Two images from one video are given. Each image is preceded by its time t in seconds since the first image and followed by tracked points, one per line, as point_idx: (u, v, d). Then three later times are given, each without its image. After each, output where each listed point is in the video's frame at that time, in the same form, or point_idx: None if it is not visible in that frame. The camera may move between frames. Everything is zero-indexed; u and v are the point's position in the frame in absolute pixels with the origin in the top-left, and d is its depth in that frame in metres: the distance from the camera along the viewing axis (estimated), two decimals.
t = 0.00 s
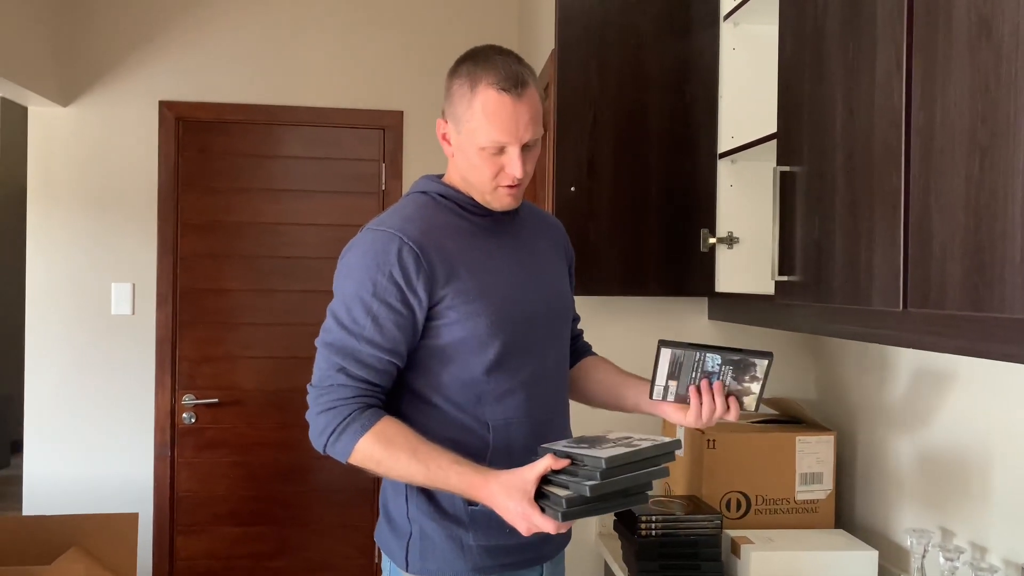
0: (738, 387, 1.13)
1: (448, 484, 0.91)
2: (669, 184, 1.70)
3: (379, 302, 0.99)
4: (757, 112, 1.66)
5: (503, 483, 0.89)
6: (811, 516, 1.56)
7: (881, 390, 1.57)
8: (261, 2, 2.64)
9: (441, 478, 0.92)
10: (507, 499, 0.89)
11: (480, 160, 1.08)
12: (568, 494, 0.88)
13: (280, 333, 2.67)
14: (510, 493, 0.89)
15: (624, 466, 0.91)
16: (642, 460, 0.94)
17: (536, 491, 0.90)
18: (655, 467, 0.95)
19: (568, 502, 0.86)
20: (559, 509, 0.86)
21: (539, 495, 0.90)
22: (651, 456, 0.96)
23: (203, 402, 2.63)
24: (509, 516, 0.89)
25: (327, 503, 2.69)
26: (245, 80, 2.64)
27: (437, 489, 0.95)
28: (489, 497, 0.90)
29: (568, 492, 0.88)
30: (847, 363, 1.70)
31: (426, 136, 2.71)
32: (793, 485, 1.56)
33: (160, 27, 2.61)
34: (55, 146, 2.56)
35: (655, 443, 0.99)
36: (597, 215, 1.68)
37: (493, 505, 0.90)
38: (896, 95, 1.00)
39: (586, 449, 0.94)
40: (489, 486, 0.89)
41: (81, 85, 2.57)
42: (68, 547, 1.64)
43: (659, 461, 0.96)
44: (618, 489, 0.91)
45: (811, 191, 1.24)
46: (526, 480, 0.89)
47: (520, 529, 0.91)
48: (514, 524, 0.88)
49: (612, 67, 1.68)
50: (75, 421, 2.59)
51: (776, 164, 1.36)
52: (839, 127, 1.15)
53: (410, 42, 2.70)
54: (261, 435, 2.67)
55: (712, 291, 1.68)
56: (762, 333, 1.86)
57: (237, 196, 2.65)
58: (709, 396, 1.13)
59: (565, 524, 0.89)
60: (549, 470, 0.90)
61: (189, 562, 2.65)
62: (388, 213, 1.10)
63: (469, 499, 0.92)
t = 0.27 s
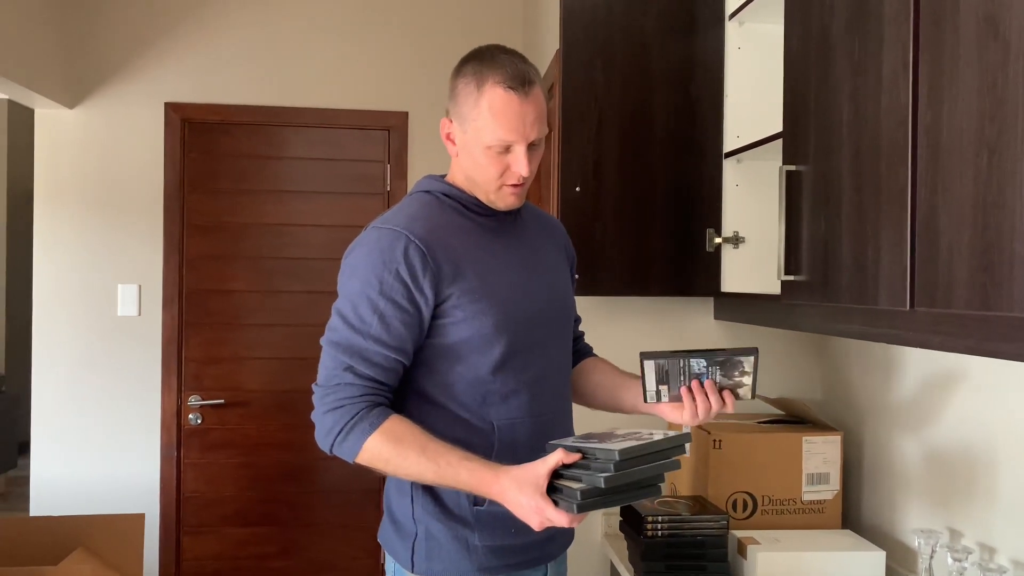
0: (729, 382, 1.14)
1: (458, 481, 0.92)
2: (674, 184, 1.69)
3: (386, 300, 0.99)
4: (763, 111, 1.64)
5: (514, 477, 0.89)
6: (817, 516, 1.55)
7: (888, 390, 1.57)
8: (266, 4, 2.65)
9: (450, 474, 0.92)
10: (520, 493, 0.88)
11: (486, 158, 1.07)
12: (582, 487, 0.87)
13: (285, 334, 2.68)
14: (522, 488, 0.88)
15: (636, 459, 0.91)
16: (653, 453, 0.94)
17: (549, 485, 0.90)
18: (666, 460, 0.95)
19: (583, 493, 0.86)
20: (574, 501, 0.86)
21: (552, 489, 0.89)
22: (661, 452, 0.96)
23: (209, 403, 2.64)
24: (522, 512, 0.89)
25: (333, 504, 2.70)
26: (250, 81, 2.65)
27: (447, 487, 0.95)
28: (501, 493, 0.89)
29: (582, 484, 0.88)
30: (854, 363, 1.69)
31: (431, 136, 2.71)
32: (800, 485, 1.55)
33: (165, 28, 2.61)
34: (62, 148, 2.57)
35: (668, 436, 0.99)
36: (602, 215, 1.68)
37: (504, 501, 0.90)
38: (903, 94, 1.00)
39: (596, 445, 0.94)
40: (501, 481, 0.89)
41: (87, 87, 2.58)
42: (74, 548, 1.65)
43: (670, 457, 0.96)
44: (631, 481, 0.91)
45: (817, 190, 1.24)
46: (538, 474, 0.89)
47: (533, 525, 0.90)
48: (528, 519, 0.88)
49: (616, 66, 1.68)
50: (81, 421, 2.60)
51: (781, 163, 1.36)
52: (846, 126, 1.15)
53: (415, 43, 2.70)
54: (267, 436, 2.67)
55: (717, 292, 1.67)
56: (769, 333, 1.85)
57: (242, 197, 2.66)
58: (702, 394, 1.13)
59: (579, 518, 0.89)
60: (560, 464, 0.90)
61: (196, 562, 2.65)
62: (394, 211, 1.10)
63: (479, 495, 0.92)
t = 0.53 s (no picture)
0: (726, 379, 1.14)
1: (460, 482, 0.92)
2: (676, 184, 1.69)
3: (388, 300, 1.00)
4: (767, 110, 1.64)
5: (517, 477, 0.89)
6: (822, 516, 1.55)
7: (892, 390, 1.56)
8: (269, 4, 2.65)
9: (453, 475, 0.92)
10: (524, 493, 0.88)
11: (490, 157, 1.07)
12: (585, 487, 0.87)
13: (290, 334, 2.68)
14: (526, 488, 0.88)
15: (640, 461, 0.92)
16: (657, 455, 0.94)
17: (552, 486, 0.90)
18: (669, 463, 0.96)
19: (587, 494, 0.86)
20: (578, 502, 0.86)
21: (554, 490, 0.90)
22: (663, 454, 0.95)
23: (213, 403, 2.65)
24: (524, 514, 0.89)
25: (337, 504, 2.70)
26: (253, 81, 2.65)
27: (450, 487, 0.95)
28: (504, 494, 0.89)
29: (586, 485, 0.88)
30: (858, 362, 1.69)
31: (434, 136, 2.72)
32: (804, 484, 1.55)
33: (169, 29, 2.62)
34: (66, 149, 2.58)
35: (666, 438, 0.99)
36: (606, 214, 1.68)
37: (506, 502, 0.90)
38: (907, 92, 0.99)
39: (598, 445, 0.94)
40: (503, 480, 0.89)
41: (91, 88, 2.58)
42: (80, 547, 1.66)
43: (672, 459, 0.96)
44: (634, 483, 0.91)
45: (821, 190, 1.23)
46: (542, 475, 0.89)
47: (534, 526, 0.91)
48: (530, 519, 0.88)
49: (619, 66, 1.68)
50: (86, 422, 2.61)
51: (785, 161, 1.35)
52: (849, 125, 1.14)
53: (419, 43, 2.71)
54: (271, 436, 2.68)
55: (721, 291, 1.67)
56: (773, 332, 1.85)
57: (246, 197, 2.67)
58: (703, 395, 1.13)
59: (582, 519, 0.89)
60: (563, 465, 0.90)
61: (200, 562, 2.66)
62: (395, 211, 1.10)
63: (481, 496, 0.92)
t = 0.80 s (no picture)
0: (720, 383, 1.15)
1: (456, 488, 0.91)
2: (678, 182, 1.69)
3: (385, 301, 0.99)
4: (769, 108, 1.63)
5: (512, 488, 0.89)
6: (825, 514, 1.55)
7: (896, 389, 1.56)
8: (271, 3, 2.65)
9: (449, 481, 0.92)
10: (519, 507, 0.88)
11: (524, 148, 1.10)
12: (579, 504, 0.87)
13: (292, 332, 2.69)
14: (521, 504, 0.88)
15: (635, 481, 0.90)
16: (655, 474, 0.92)
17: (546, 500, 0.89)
18: (667, 482, 0.94)
19: (580, 511, 0.85)
20: (571, 519, 0.85)
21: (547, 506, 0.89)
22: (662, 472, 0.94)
23: (216, 402, 2.65)
24: (518, 526, 0.88)
25: (340, 502, 2.70)
26: (255, 80, 2.65)
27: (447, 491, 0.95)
28: (499, 505, 0.89)
29: (579, 502, 0.87)
30: (861, 360, 1.69)
31: (436, 135, 2.71)
32: (807, 483, 1.55)
33: (171, 28, 2.62)
34: (68, 147, 2.58)
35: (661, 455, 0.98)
36: (607, 212, 1.68)
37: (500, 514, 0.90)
38: (910, 89, 0.99)
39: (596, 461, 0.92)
40: (498, 491, 0.89)
41: (93, 87, 2.59)
42: (84, 545, 1.66)
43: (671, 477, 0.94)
44: (629, 503, 0.89)
45: (823, 187, 1.23)
46: (537, 487, 0.89)
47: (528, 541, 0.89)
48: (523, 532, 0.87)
49: (621, 63, 1.67)
50: (90, 420, 2.61)
51: (788, 159, 1.35)
52: (852, 123, 1.14)
53: (421, 41, 2.70)
54: (273, 434, 2.68)
55: (725, 289, 1.65)
56: (776, 330, 1.85)
57: (248, 196, 2.67)
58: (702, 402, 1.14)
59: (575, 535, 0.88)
60: (559, 479, 0.90)
61: (203, 560, 2.66)
62: (392, 211, 1.10)
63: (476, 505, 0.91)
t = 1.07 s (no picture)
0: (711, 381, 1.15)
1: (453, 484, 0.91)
2: (679, 179, 1.68)
3: (387, 295, 0.99)
4: (771, 105, 1.63)
5: (508, 487, 0.89)
6: (826, 513, 1.55)
7: (897, 387, 1.56)
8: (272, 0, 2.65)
9: (445, 478, 0.92)
10: (513, 504, 0.88)
11: (531, 148, 1.10)
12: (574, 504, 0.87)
13: (294, 330, 2.69)
14: (515, 504, 0.88)
15: (634, 485, 0.90)
16: (653, 478, 0.92)
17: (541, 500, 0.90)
18: (666, 486, 0.94)
19: (574, 511, 0.85)
20: (565, 518, 0.86)
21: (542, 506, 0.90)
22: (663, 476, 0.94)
23: (218, 399, 2.65)
24: (511, 523, 0.89)
25: (342, 500, 2.70)
26: (257, 78, 2.65)
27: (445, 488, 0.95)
28: (493, 503, 0.89)
29: (574, 502, 0.87)
30: (862, 358, 1.69)
31: (437, 132, 2.71)
32: (808, 481, 1.55)
33: (172, 26, 2.62)
34: (70, 146, 2.58)
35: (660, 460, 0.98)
36: (608, 208, 1.67)
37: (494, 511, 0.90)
38: (912, 85, 0.99)
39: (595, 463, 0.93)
40: (494, 489, 0.89)
41: (94, 85, 2.59)
42: (86, 543, 1.66)
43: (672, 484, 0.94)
44: (625, 506, 0.90)
45: (825, 185, 1.23)
46: (532, 487, 0.89)
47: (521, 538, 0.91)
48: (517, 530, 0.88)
49: (623, 61, 1.67)
50: (92, 418, 2.62)
51: (789, 157, 1.35)
52: (854, 119, 1.14)
53: (422, 39, 2.70)
54: (275, 432, 2.68)
55: (725, 287, 1.66)
56: (778, 328, 1.84)
57: (249, 194, 2.67)
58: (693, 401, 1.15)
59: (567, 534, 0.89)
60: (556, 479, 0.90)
61: (205, 558, 2.67)
62: (395, 206, 1.10)
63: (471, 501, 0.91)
